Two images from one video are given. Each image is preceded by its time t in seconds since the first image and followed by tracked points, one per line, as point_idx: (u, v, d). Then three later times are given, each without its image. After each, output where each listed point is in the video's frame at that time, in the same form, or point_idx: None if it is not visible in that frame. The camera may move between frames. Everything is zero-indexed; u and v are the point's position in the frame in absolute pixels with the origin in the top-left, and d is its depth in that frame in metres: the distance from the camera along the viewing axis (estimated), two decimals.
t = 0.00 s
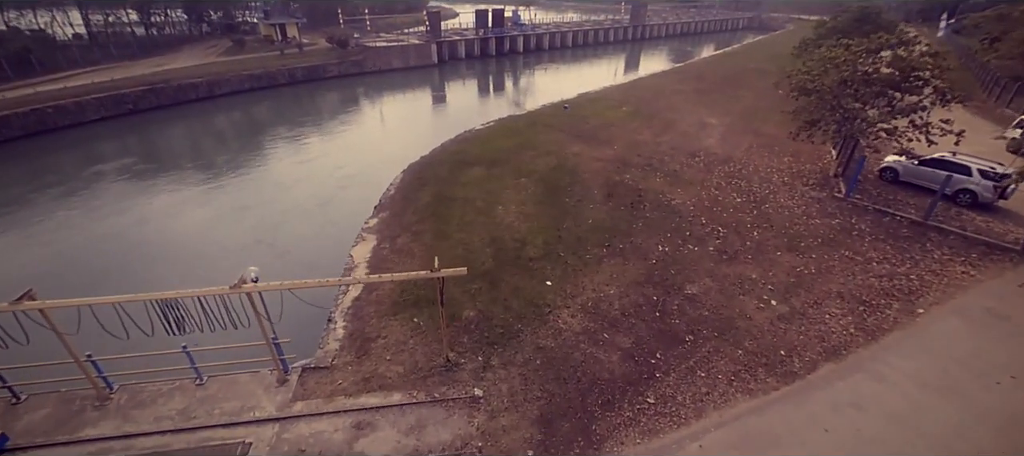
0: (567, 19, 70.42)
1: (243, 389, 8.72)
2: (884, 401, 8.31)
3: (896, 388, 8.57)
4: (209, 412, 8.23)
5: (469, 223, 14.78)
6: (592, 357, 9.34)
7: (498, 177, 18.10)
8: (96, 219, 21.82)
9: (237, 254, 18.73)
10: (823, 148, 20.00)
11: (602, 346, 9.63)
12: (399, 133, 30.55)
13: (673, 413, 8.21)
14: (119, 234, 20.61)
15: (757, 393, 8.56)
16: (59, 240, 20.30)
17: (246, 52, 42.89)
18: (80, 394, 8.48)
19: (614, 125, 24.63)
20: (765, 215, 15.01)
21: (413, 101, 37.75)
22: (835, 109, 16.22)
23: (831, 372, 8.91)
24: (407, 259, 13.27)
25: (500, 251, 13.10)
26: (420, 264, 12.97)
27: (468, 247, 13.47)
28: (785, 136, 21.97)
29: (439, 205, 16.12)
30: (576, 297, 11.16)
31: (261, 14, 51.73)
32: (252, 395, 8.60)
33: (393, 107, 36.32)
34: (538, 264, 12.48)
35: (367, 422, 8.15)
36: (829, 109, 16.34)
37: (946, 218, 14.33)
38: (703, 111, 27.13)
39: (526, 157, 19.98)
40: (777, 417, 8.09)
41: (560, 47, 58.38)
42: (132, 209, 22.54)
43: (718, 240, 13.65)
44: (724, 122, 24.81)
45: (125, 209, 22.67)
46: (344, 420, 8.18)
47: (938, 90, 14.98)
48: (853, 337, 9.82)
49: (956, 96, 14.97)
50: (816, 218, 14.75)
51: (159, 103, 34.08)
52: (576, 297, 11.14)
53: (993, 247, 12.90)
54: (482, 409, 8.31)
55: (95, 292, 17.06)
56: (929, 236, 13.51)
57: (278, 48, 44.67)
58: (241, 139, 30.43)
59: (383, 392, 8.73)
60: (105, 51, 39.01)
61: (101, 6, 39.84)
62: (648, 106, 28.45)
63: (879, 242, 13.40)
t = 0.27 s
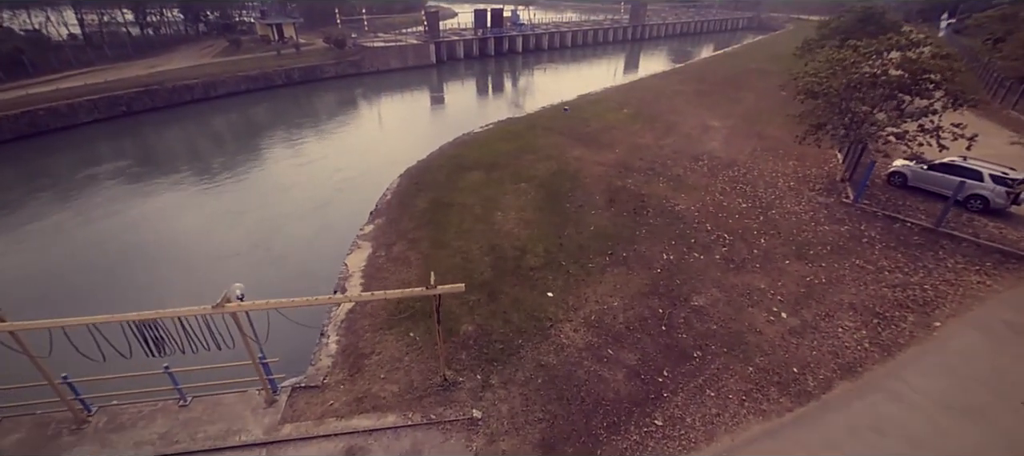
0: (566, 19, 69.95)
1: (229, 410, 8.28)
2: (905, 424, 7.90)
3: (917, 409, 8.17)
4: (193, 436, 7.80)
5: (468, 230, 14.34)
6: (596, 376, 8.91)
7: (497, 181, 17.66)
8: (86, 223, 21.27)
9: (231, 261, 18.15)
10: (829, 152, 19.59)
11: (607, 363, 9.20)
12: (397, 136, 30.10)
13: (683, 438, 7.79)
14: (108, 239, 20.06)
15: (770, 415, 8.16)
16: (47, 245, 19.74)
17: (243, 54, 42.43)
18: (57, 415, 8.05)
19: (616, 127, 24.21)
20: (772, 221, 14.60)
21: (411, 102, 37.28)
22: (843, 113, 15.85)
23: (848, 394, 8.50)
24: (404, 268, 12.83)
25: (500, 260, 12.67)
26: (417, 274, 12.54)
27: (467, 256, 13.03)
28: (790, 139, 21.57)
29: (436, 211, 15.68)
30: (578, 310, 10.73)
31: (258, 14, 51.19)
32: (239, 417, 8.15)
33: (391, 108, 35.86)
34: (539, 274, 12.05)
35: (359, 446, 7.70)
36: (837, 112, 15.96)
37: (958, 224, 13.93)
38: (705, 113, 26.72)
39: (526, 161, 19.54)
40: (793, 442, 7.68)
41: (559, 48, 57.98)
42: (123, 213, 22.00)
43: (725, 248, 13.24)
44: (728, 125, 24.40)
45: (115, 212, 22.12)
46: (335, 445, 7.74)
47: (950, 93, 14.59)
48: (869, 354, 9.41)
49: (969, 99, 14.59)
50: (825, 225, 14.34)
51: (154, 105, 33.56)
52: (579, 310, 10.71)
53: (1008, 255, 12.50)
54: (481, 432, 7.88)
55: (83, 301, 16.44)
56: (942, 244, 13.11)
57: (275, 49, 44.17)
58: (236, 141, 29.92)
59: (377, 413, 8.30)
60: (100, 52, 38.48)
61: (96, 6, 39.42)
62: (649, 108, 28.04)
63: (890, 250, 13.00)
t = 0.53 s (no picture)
0: (564, 19, 69.57)
1: (215, 431, 7.88)
2: (923, 446, 7.55)
3: (935, 429, 7.83)
4: None
5: (466, 237, 13.95)
6: (600, 393, 8.55)
7: (496, 186, 17.26)
8: (75, 228, 20.75)
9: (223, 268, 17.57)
10: (833, 155, 19.27)
11: (611, 380, 8.83)
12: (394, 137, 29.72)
13: None
14: (98, 244, 19.55)
15: (783, 435, 7.81)
16: (34, 249, 19.22)
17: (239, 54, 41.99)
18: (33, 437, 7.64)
19: (616, 129, 23.83)
20: (778, 227, 14.26)
21: (409, 103, 36.89)
22: (850, 115, 15.49)
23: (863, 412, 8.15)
24: (400, 277, 12.44)
25: (499, 269, 12.28)
26: (413, 283, 12.15)
27: (465, 264, 12.64)
28: (793, 142, 21.25)
29: (434, 217, 15.29)
30: (581, 321, 10.35)
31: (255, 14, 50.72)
32: (225, 439, 7.76)
33: (388, 109, 35.48)
34: (540, 283, 11.67)
35: None
36: (843, 115, 15.62)
37: (968, 231, 13.60)
38: (706, 115, 26.39)
39: (526, 165, 19.16)
40: None
41: (558, 48, 57.66)
42: (113, 217, 21.48)
43: (730, 255, 12.88)
44: (729, 126, 24.07)
45: (106, 216, 21.60)
46: None
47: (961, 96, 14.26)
48: (883, 369, 9.06)
49: (980, 103, 14.26)
50: (832, 231, 13.99)
51: (148, 106, 33.07)
52: (581, 322, 10.34)
53: (1021, 263, 12.18)
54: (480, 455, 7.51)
55: (67, 312, 15.78)
56: (952, 251, 12.78)
57: (271, 49, 43.70)
58: (231, 143, 29.45)
59: (370, 434, 7.91)
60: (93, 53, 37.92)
61: (92, 6, 38.94)
62: (650, 110, 27.70)
63: (900, 257, 12.66)
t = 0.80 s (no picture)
0: (564, 20, 69.00)
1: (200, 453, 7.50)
2: None
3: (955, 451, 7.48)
4: None
5: (465, 244, 13.56)
6: (603, 413, 8.18)
7: (495, 190, 16.89)
8: (65, 231, 20.25)
9: (218, 273, 17.09)
10: (838, 158, 18.91)
11: (615, 399, 8.45)
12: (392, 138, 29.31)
13: None
14: (87, 248, 19.05)
15: None
16: (22, 254, 18.72)
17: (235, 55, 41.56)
18: None
19: (617, 132, 23.47)
20: (785, 233, 13.90)
21: (407, 104, 36.49)
22: (859, 119, 15.11)
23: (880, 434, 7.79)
24: (396, 287, 12.05)
25: (498, 278, 11.90)
26: (409, 293, 11.76)
27: (463, 273, 12.25)
28: (797, 145, 20.89)
29: (431, 223, 14.90)
30: (583, 335, 9.96)
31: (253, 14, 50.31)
32: None
33: (386, 110, 35.09)
34: (540, 294, 11.28)
35: None
36: (851, 118, 15.22)
37: (980, 237, 13.25)
38: (708, 117, 26.05)
39: (525, 168, 18.77)
40: None
41: (557, 49, 57.37)
42: (104, 221, 20.98)
43: (737, 263, 12.51)
44: (732, 129, 23.71)
45: (96, 220, 21.11)
46: None
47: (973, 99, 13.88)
48: (900, 386, 8.69)
49: (992, 106, 13.88)
50: (840, 238, 13.63)
51: (143, 107, 32.62)
52: (583, 335, 9.95)
53: None
54: None
55: (54, 319, 15.22)
56: (964, 259, 12.43)
57: (268, 50, 43.30)
58: (227, 145, 29.01)
59: None
60: (88, 53, 37.49)
61: (87, 7, 38.50)
62: (651, 111, 27.34)
63: (911, 265, 12.30)
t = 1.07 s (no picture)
0: (563, 20, 68.65)
1: None
2: None
3: None
4: None
5: (463, 252, 13.17)
6: (609, 435, 7.83)
7: (494, 196, 16.50)
8: (55, 236, 19.76)
9: (212, 279, 16.67)
10: (844, 162, 18.55)
11: (620, 419, 8.09)
12: (390, 141, 28.92)
13: None
14: (77, 253, 18.55)
15: None
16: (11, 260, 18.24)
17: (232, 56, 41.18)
18: None
19: (618, 135, 23.11)
20: (793, 240, 13.53)
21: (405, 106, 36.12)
22: (867, 123, 14.74)
23: None
24: (392, 297, 11.67)
25: (498, 288, 11.52)
26: (406, 304, 11.38)
27: (461, 283, 11.86)
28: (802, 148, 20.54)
29: (429, 230, 14.51)
30: (586, 349, 9.59)
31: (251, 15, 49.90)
32: None
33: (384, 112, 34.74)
34: (541, 305, 10.90)
35: None
36: (859, 122, 14.86)
37: (993, 245, 12.89)
38: (710, 119, 25.70)
39: (526, 173, 18.40)
40: None
41: (556, 50, 57.06)
42: (96, 225, 20.51)
43: (744, 272, 12.14)
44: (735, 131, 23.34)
45: (88, 224, 20.64)
46: None
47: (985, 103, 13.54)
48: (918, 406, 8.33)
49: (1004, 110, 13.54)
50: (850, 245, 13.27)
51: (139, 109, 32.20)
52: (587, 349, 9.57)
53: None
54: None
55: (42, 328, 14.73)
56: (978, 268, 12.07)
57: (266, 51, 42.90)
58: (223, 148, 28.61)
59: None
60: (84, 55, 37.07)
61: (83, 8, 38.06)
62: (653, 114, 26.97)
63: (924, 274, 11.94)
